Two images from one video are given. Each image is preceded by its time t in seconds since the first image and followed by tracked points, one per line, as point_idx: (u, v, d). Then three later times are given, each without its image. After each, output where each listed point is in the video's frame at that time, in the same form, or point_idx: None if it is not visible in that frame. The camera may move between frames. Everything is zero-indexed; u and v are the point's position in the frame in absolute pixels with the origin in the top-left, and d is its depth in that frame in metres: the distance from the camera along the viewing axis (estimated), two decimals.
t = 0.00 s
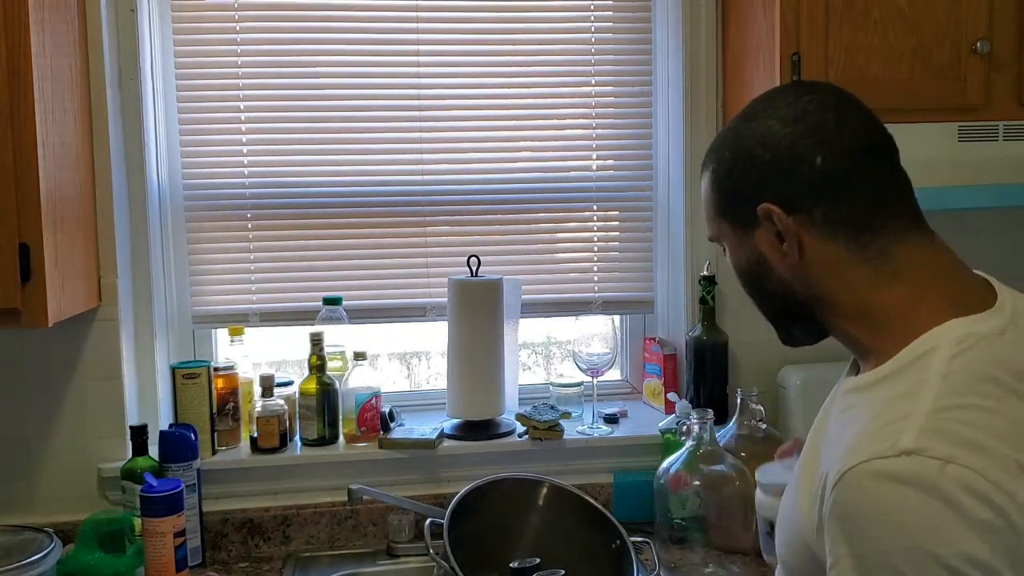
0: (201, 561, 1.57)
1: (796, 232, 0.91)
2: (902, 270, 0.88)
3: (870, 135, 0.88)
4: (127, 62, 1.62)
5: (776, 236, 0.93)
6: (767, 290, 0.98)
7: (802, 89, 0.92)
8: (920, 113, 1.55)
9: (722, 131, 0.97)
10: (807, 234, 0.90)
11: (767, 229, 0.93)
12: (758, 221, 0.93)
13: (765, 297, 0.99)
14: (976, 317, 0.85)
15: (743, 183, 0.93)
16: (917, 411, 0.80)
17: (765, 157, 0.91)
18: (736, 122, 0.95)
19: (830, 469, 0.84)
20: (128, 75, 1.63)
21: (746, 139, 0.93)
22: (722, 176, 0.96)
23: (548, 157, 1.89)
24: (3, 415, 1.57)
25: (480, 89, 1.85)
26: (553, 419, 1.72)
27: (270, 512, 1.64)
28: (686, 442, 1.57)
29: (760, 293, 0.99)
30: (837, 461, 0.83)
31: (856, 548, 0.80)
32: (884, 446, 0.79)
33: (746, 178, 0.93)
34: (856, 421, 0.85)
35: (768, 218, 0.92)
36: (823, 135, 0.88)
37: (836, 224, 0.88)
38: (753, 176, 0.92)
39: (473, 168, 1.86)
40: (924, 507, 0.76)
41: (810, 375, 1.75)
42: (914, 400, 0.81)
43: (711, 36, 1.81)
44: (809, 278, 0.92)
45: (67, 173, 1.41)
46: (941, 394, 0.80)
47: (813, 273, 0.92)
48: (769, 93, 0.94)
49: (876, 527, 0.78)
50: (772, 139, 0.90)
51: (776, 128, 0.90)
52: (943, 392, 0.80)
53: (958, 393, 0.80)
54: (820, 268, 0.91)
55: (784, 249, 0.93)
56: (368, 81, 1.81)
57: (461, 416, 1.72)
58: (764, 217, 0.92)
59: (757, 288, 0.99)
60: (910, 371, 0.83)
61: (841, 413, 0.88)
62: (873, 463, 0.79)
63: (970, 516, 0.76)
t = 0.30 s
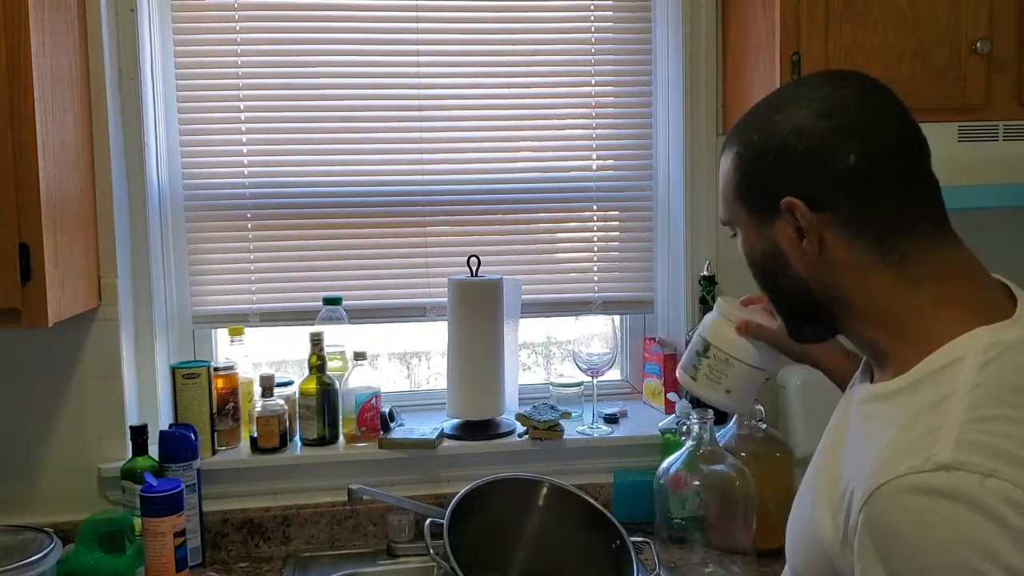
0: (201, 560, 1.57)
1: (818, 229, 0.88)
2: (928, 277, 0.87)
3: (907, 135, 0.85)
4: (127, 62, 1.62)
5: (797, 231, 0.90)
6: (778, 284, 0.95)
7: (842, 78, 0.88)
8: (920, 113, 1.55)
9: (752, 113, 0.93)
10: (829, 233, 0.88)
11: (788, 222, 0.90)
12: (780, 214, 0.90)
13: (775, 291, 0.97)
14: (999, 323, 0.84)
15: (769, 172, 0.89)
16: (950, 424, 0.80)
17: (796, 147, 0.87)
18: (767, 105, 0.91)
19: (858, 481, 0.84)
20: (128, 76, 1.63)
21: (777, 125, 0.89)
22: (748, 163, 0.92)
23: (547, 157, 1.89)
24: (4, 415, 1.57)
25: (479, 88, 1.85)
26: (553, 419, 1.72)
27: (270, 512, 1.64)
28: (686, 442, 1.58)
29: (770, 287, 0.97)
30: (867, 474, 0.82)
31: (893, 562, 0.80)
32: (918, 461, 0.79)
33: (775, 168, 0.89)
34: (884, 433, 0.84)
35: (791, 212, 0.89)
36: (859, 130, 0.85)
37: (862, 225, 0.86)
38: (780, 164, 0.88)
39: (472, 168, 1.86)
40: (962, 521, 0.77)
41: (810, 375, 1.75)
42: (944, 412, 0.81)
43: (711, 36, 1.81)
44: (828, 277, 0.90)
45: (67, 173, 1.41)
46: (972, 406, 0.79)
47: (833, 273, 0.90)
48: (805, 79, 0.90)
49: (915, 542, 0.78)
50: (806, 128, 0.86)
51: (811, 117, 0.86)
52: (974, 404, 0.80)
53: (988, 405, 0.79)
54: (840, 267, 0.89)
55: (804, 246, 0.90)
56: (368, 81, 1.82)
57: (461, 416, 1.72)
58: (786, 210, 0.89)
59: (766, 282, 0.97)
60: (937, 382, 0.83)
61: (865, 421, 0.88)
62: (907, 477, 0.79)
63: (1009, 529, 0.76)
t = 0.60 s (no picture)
0: (201, 560, 1.57)
1: (821, 226, 0.88)
2: (929, 280, 0.87)
3: (913, 136, 0.85)
4: (127, 62, 1.62)
5: (800, 227, 0.90)
6: (773, 279, 0.95)
7: (852, 75, 0.87)
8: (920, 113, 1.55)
9: (756, 106, 0.92)
10: (832, 231, 0.87)
11: (790, 217, 0.90)
12: (781, 209, 0.90)
13: (769, 285, 0.96)
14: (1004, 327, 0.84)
15: (775, 166, 0.89)
16: (964, 428, 0.79)
17: (804, 142, 0.86)
18: (774, 97, 0.90)
19: (871, 488, 0.83)
20: (128, 75, 1.63)
21: (784, 118, 0.88)
22: (752, 157, 0.91)
23: (548, 157, 1.89)
24: (4, 415, 1.57)
25: (479, 88, 1.85)
26: (553, 419, 1.72)
27: (270, 512, 1.64)
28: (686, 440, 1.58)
29: (765, 283, 0.96)
30: (882, 480, 0.81)
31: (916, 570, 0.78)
32: (937, 466, 0.78)
33: (780, 163, 0.88)
34: (894, 439, 0.83)
35: (794, 208, 0.88)
36: (868, 128, 0.84)
37: (867, 225, 0.85)
38: (786, 158, 0.87)
39: (472, 168, 1.86)
40: (985, 526, 0.76)
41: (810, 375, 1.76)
42: (957, 416, 0.80)
43: (711, 36, 1.81)
44: (828, 274, 0.90)
45: (67, 172, 1.41)
46: (983, 410, 0.79)
47: (834, 271, 0.89)
48: (813, 73, 0.89)
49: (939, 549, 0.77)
50: (815, 123, 0.86)
51: (820, 113, 0.86)
52: (985, 407, 0.79)
53: (1001, 408, 0.79)
54: (841, 265, 0.89)
55: (806, 242, 0.90)
56: (368, 81, 1.81)
57: (461, 416, 1.73)
58: (790, 206, 0.89)
59: (762, 277, 0.96)
60: (948, 386, 0.82)
61: (871, 427, 0.87)
62: (927, 484, 0.78)
63: None
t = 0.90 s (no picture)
0: (201, 561, 1.57)
1: (837, 218, 0.87)
2: (933, 279, 0.87)
3: (922, 135, 0.86)
4: (127, 63, 1.62)
5: (812, 218, 0.88)
6: (771, 271, 0.93)
7: (864, 72, 0.88)
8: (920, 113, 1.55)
9: (767, 95, 0.90)
10: (847, 225, 0.87)
11: (803, 207, 0.88)
12: (796, 197, 0.88)
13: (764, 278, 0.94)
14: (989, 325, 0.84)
15: (792, 155, 0.87)
16: (933, 420, 0.79)
17: (823, 132, 0.85)
18: (787, 85, 0.89)
19: (840, 478, 0.83)
20: (128, 75, 1.63)
21: (801, 106, 0.87)
22: (767, 146, 0.89)
23: (548, 157, 1.89)
24: (4, 415, 1.57)
25: (479, 88, 1.85)
26: (553, 419, 1.72)
27: (270, 512, 1.64)
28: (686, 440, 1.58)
29: (760, 276, 0.94)
30: (850, 468, 0.82)
31: (871, 555, 0.79)
32: (902, 455, 0.78)
33: (797, 153, 0.87)
34: (869, 428, 0.84)
35: (811, 197, 0.87)
36: (884, 124, 0.85)
37: (881, 220, 0.86)
38: (803, 146, 0.86)
39: (472, 168, 1.86)
40: (945, 515, 0.75)
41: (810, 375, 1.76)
42: (929, 408, 0.80)
43: (711, 35, 1.81)
44: (833, 268, 0.89)
45: (67, 172, 1.42)
46: (956, 403, 0.79)
47: (839, 265, 0.89)
48: (825, 68, 0.89)
49: (895, 535, 0.77)
50: (833, 113, 0.85)
51: (837, 104, 0.85)
52: (960, 401, 0.79)
53: (974, 402, 0.79)
54: (848, 259, 0.88)
55: (816, 233, 0.88)
56: (368, 81, 1.82)
57: (461, 416, 1.73)
58: (805, 196, 0.87)
59: (756, 270, 0.94)
60: (923, 380, 0.82)
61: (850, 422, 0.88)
62: (891, 471, 0.78)
63: (993, 524, 0.74)
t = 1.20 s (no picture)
0: (201, 561, 1.57)
1: (949, 211, 0.83)
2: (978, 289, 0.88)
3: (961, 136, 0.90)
4: (127, 63, 1.62)
5: (926, 208, 0.82)
6: (873, 261, 0.82)
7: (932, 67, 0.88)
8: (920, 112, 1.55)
9: (882, 67, 0.83)
10: (949, 220, 0.83)
11: (925, 193, 0.82)
12: (924, 181, 0.81)
13: (856, 268, 0.83)
14: (990, 318, 0.84)
15: (931, 138, 0.81)
16: (941, 408, 0.76)
17: (947, 117, 0.82)
18: (894, 65, 0.83)
19: (844, 469, 0.79)
20: (128, 75, 1.63)
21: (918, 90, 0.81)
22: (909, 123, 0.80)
23: (548, 157, 1.89)
24: (3, 415, 1.57)
25: (479, 88, 1.85)
26: (553, 419, 1.72)
27: (270, 512, 1.64)
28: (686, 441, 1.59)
29: (851, 265, 0.82)
30: (855, 458, 0.77)
31: (877, 550, 0.72)
32: (908, 443, 0.74)
33: (931, 134, 0.81)
34: (876, 422, 0.80)
35: (942, 186, 0.82)
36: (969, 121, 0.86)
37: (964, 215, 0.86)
38: (929, 130, 0.81)
39: (472, 168, 1.86)
40: (951, 501, 0.70)
41: (811, 375, 1.76)
42: (936, 399, 0.77)
43: (711, 35, 1.81)
44: (924, 262, 0.84)
45: (67, 172, 1.42)
46: (963, 393, 0.77)
47: (928, 259, 0.84)
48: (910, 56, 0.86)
49: (901, 526, 0.71)
50: (950, 100, 0.83)
51: (947, 95, 0.82)
52: (966, 391, 0.77)
53: (978, 392, 0.76)
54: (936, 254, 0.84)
55: (925, 223, 0.82)
56: (368, 80, 1.81)
57: (461, 416, 1.73)
58: (933, 182, 0.82)
59: (851, 257, 0.82)
60: (930, 374, 0.81)
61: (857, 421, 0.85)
62: (896, 457, 0.74)
63: (1000, 514, 0.69)
